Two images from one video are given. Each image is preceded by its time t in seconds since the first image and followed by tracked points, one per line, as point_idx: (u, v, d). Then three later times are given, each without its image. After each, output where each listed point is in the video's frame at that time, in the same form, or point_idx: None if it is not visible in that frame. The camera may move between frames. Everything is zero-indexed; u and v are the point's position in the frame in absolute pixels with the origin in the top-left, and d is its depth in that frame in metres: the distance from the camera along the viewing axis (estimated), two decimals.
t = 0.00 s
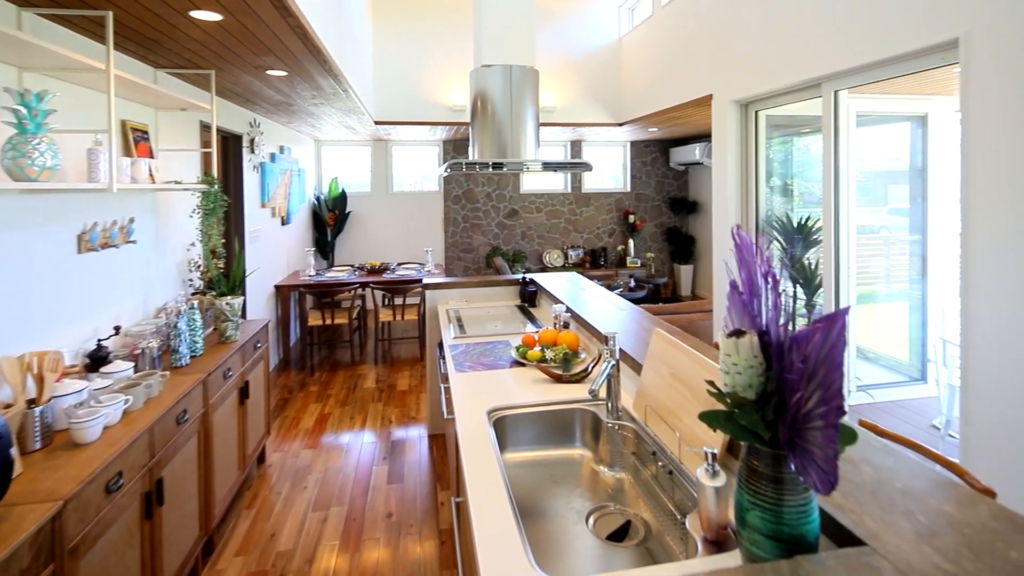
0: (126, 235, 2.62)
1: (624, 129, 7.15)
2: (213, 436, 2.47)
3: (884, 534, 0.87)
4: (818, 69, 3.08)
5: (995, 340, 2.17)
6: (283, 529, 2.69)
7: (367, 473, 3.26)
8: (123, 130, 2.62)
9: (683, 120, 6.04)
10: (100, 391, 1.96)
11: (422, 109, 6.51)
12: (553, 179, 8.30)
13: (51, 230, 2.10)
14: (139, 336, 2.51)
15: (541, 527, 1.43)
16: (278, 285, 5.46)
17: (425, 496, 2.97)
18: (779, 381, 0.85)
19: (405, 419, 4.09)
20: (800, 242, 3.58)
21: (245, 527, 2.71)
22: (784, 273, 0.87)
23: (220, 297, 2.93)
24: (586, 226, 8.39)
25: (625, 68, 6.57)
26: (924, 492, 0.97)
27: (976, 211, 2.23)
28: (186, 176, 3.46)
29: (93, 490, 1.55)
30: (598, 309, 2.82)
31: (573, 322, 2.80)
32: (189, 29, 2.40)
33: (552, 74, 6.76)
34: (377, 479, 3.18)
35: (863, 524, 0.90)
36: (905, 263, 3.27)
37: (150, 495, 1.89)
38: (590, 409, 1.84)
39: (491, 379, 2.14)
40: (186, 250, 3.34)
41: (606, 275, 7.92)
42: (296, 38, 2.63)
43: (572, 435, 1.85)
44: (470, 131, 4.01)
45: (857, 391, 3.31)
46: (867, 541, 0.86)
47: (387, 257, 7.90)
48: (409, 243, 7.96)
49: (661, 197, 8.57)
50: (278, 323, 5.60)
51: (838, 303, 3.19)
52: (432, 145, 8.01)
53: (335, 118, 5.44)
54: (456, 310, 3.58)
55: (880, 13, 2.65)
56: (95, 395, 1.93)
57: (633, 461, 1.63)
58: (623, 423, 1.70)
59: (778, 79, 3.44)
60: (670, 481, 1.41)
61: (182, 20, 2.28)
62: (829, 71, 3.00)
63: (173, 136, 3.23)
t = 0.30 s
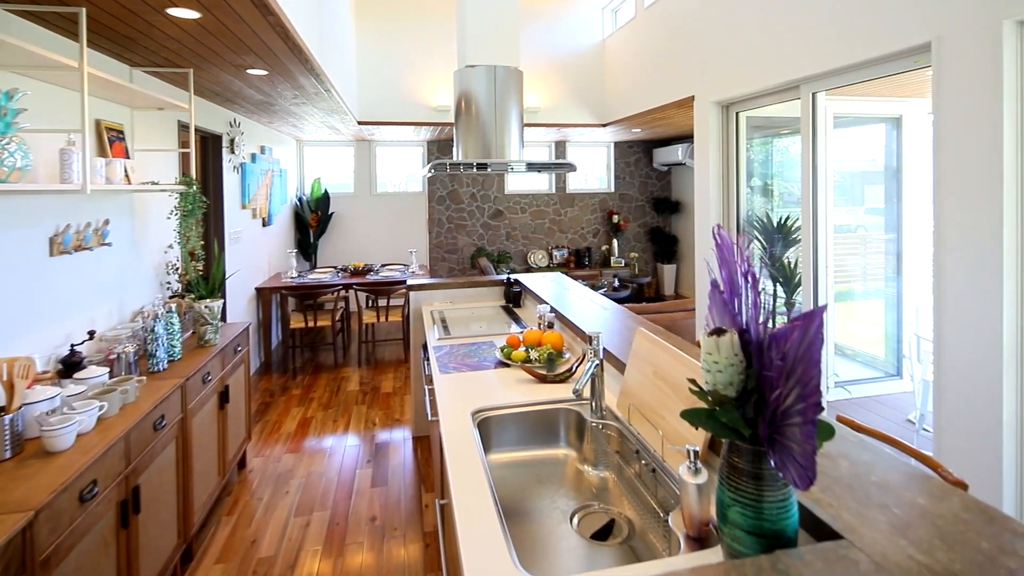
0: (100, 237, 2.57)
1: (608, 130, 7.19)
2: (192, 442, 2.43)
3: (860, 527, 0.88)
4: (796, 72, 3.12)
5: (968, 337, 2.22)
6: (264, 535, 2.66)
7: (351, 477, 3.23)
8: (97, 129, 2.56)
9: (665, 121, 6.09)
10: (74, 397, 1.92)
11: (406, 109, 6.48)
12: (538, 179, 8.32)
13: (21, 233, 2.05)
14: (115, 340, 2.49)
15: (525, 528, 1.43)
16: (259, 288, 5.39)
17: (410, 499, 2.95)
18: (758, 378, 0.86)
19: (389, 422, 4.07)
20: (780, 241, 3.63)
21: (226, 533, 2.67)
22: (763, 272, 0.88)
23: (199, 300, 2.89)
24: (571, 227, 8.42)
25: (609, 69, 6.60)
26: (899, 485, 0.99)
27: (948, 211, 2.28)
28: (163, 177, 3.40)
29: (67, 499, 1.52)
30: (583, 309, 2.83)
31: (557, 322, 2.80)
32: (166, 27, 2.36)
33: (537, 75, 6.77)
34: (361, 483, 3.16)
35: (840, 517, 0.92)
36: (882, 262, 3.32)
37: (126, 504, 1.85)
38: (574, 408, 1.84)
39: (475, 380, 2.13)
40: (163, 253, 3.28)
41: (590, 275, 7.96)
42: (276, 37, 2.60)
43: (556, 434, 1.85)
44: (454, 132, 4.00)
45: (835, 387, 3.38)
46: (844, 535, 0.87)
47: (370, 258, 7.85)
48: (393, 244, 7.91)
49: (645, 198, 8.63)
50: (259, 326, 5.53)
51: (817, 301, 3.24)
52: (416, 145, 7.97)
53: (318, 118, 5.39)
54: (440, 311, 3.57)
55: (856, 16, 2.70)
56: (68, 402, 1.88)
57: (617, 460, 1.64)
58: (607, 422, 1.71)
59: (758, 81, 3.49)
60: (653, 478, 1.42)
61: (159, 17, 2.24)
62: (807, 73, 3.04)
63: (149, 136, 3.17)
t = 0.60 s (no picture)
0: (80, 238, 2.53)
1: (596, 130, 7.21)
2: (175, 446, 2.40)
3: (842, 522, 0.89)
4: (780, 73, 3.16)
5: (947, 335, 2.25)
6: (249, 540, 2.63)
7: (338, 480, 3.21)
8: (77, 129, 2.53)
9: (652, 122, 6.12)
10: (53, 403, 1.89)
11: (393, 109, 6.46)
12: (526, 180, 8.32)
13: None
14: (94, 344, 2.46)
15: (513, 528, 1.43)
16: (243, 289, 5.33)
17: (397, 501, 2.94)
18: (743, 377, 0.87)
19: (377, 424, 4.05)
20: (764, 241, 3.67)
21: (210, 539, 2.64)
22: (747, 272, 0.88)
23: (182, 302, 2.85)
24: (559, 227, 8.44)
25: (596, 70, 6.63)
26: (880, 481, 1.01)
27: (927, 211, 2.32)
28: (145, 177, 3.34)
29: (46, 506, 1.49)
30: (571, 309, 2.84)
31: (545, 322, 2.80)
32: (148, 25, 2.33)
33: (525, 75, 6.77)
34: (348, 486, 3.14)
35: (823, 513, 0.93)
36: (864, 259, 3.40)
37: (107, 510, 1.83)
38: (562, 408, 1.85)
39: (462, 381, 2.13)
40: (145, 255, 3.24)
41: (578, 275, 8.01)
42: (261, 36, 2.58)
43: (544, 435, 1.85)
44: (442, 132, 3.99)
45: (819, 384, 3.42)
46: (827, 530, 0.88)
47: (357, 259, 7.81)
48: (380, 244, 7.87)
49: (632, 198, 8.67)
50: (244, 328, 5.47)
51: (801, 300, 3.28)
52: (403, 146, 7.95)
53: (303, 118, 5.36)
54: (428, 312, 3.56)
55: (837, 18, 2.73)
56: (46, 407, 1.85)
57: (604, 459, 1.65)
58: (594, 421, 1.72)
59: (742, 83, 3.52)
60: (640, 477, 1.42)
61: (141, 16, 2.21)
62: (790, 75, 3.07)
63: (131, 136, 3.13)
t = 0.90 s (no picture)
0: (55, 240, 2.48)
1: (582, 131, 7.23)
2: (154, 452, 2.36)
3: (823, 517, 0.90)
4: (761, 76, 3.20)
5: (924, 333, 2.29)
6: (232, 546, 2.59)
7: (322, 483, 3.18)
8: (52, 129, 2.47)
9: (638, 122, 6.16)
10: (26, 410, 1.84)
11: (378, 110, 6.42)
12: (512, 180, 8.32)
13: None
14: (71, 349, 2.42)
15: (499, 529, 1.42)
16: (225, 292, 5.26)
17: (383, 504, 2.92)
18: (726, 375, 0.87)
19: (362, 426, 4.02)
20: (747, 240, 3.71)
21: (191, 546, 2.60)
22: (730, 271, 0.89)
23: (161, 306, 2.81)
24: (545, 227, 8.45)
25: (582, 70, 6.65)
26: (860, 476, 1.02)
27: (906, 210, 2.35)
28: (123, 178, 3.28)
29: (19, 515, 1.46)
30: (557, 309, 2.84)
31: (532, 322, 2.81)
32: (126, 23, 2.29)
33: (511, 76, 6.76)
34: (333, 490, 3.11)
35: (804, 508, 0.94)
36: (843, 259, 3.42)
37: (83, 519, 1.79)
38: (548, 408, 1.85)
39: (448, 382, 2.12)
40: (123, 257, 3.18)
41: (565, 275, 8.06)
42: (244, 35, 2.55)
43: (530, 435, 1.85)
44: (427, 132, 3.97)
45: (801, 381, 3.47)
46: (808, 525, 0.89)
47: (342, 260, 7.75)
48: (365, 246, 7.82)
49: (618, 198, 8.71)
50: (227, 331, 5.40)
51: (783, 298, 3.32)
52: (388, 146, 7.90)
53: (287, 118, 5.31)
54: (414, 313, 3.54)
55: (818, 20, 2.77)
56: (20, 414, 1.81)
57: (590, 458, 1.65)
58: (580, 421, 1.72)
59: (725, 84, 3.55)
60: (625, 476, 1.43)
61: (119, 13, 2.17)
62: (772, 77, 3.11)
63: (108, 136, 3.07)
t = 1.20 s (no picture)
0: (31, 243, 2.43)
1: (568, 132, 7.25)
2: (134, 459, 2.32)
3: (805, 513, 0.91)
4: (744, 77, 3.23)
5: (903, 331, 2.33)
6: (214, 553, 2.56)
7: (307, 487, 3.15)
8: (28, 129, 2.43)
9: (623, 123, 6.19)
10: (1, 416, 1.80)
11: (364, 111, 6.39)
12: (499, 181, 8.32)
13: None
14: (46, 354, 2.35)
15: (486, 531, 1.42)
16: (208, 294, 5.20)
17: (369, 507, 2.90)
18: (709, 373, 0.88)
19: (347, 429, 3.99)
20: (731, 240, 3.75)
21: (172, 553, 2.55)
22: (713, 270, 0.90)
23: (141, 309, 2.76)
24: (532, 228, 8.46)
25: (569, 71, 6.67)
26: (840, 471, 1.03)
27: (885, 209, 2.39)
28: (101, 179, 3.22)
29: None
30: (544, 310, 2.84)
31: (518, 323, 2.81)
32: (104, 21, 2.26)
33: (497, 76, 6.76)
34: (317, 493, 3.08)
35: (787, 504, 0.94)
36: (825, 258, 3.46)
37: (60, 528, 1.75)
38: (534, 408, 1.85)
39: (435, 383, 2.11)
40: (102, 259, 3.13)
41: (552, 275, 8.12)
42: (225, 33, 2.52)
43: (516, 435, 1.85)
44: (413, 133, 3.96)
45: (784, 378, 3.53)
46: (790, 521, 0.90)
47: (328, 262, 7.69)
48: (351, 247, 7.77)
49: (604, 198, 8.75)
50: (209, 334, 5.33)
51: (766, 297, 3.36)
52: (374, 146, 7.86)
53: (271, 118, 5.26)
54: (400, 314, 3.52)
55: (799, 23, 2.80)
56: None
57: (576, 458, 1.65)
58: (566, 421, 1.72)
59: (709, 85, 3.58)
60: (611, 475, 1.43)
61: (96, 10, 2.14)
62: (755, 78, 3.14)
63: (85, 136, 3.02)
